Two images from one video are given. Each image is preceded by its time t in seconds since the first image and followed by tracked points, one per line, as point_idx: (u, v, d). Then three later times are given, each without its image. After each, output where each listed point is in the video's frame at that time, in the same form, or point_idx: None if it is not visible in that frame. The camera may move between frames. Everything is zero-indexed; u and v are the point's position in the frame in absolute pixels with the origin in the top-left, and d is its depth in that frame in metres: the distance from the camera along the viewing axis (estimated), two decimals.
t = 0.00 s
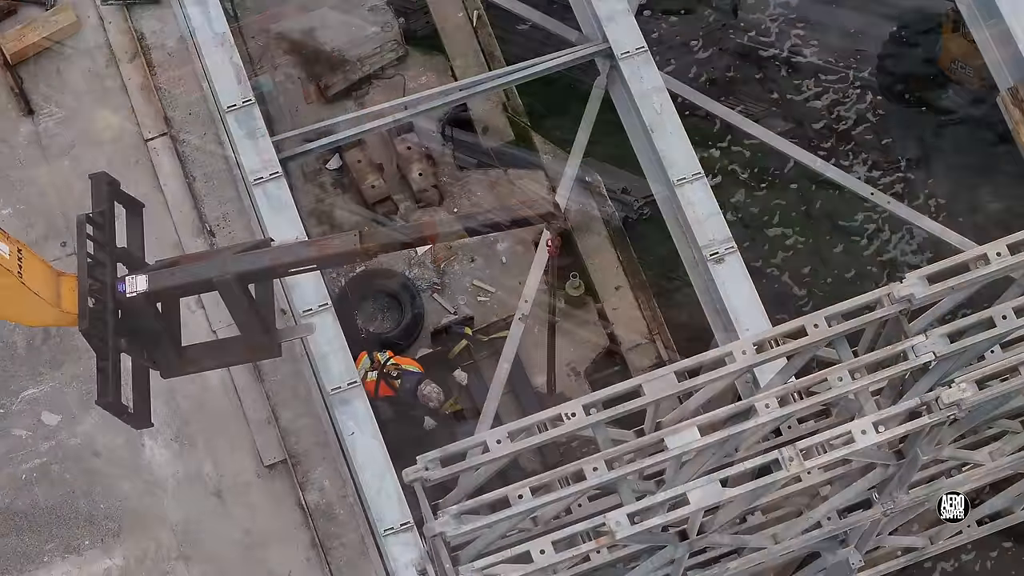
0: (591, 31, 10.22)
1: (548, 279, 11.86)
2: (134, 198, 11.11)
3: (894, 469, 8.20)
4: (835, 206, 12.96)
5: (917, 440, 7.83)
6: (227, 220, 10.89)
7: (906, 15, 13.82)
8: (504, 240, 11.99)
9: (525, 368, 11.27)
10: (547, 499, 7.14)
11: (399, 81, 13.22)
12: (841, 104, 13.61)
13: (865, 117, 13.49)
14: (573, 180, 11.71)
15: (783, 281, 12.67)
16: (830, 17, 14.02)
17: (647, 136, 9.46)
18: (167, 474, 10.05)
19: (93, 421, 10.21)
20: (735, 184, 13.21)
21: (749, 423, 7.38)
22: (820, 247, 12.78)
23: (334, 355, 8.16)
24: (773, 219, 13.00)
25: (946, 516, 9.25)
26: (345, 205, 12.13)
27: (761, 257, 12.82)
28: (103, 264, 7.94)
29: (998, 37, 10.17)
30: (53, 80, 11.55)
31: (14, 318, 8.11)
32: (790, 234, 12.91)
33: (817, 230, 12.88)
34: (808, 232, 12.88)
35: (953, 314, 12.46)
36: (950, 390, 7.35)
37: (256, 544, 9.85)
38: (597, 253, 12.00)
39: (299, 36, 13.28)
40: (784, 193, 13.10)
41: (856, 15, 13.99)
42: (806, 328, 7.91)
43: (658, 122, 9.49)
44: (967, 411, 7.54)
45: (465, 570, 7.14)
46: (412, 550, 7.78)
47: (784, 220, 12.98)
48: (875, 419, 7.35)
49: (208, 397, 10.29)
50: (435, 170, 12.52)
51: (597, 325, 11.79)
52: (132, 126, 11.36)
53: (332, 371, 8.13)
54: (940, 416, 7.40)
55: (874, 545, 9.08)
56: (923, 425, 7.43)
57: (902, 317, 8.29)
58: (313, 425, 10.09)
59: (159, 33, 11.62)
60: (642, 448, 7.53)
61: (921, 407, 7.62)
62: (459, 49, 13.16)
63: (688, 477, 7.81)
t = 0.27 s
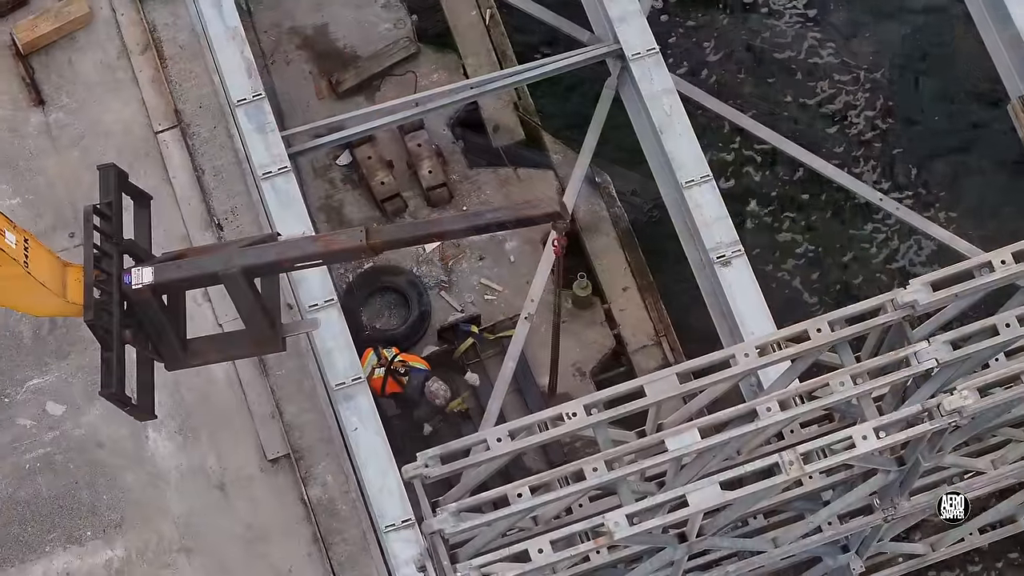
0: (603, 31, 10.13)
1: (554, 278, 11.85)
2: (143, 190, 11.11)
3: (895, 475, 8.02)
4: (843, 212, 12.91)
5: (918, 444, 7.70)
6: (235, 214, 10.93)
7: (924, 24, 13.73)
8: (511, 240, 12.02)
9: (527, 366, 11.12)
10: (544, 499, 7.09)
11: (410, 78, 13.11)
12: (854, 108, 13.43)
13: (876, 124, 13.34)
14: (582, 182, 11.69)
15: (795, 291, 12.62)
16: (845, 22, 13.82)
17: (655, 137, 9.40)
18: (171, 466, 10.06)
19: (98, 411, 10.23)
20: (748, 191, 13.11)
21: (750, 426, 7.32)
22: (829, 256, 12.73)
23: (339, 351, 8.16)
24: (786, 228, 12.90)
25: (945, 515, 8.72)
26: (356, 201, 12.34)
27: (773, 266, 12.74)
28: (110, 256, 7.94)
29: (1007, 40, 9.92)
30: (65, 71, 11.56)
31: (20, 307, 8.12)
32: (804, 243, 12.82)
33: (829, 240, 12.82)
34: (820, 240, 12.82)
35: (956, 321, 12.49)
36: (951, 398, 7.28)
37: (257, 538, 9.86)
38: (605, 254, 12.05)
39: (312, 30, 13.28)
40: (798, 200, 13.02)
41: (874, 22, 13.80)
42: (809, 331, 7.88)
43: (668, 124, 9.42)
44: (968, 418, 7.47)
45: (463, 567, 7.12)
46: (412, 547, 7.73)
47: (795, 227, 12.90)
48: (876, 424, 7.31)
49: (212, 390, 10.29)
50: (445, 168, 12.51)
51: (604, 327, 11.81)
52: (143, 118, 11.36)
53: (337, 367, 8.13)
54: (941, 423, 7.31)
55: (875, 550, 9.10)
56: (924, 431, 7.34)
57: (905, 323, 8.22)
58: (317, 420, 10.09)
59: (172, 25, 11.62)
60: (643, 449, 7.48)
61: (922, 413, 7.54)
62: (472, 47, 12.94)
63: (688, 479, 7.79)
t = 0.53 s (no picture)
0: (614, 31, 10.08)
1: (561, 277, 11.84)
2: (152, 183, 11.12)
3: (897, 479, 7.90)
4: (852, 217, 12.87)
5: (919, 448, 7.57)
6: (243, 208, 10.96)
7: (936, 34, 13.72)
8: (519, 239, 11.99)
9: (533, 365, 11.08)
10: (546, 497, 7.06)
11: (421, 76, 13.09)
12: (866, 114, 13.39)
13: (885, 128, 13.31)
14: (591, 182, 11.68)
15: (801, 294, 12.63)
16: (858, 33, 13.74)
17: (664, 139, 9.37)
18: (174, 459, 10.08)
19: (103, 403, 10.24)
20: (760, 194, 13.06)
21: (752, 427, 7.27)
22: (838, 262, 12.71)
23: (344, 346, 8.15)
24: (798, 237, 12.85)
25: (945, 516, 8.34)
26: (364, 197, 12.32)
27: (783, 273, 12.73)
28: (117, 248, 7.96)
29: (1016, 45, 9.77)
30: (76, 63, 11.56)
31: (26, 297, 8.13)
32: (815, 249, 12.77)
33: (840, 248, 12.77)
34: (831, 246, 12.77)
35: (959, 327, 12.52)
36: (954, 403, 7.19)
37: (260, 531, 9.87)
38: (612, 254, 12.05)
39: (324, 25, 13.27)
40: (810, 205, 12.97)
41: (886, 33, 13.73)
42: (813, 334, 7.78)
43: (678, 125, 9.38)
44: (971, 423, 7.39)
45: (463, 563, 7.05)
46: (414, 543, 7.74)
47: (804, 232, 12.86)
48: (879, 428, 7.25)
49: (217, 384, 10.30)
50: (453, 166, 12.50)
51: (609, 327, 11.75)
52: (153, 111, 11.37)
53: (342, 362, 8.12)
54: (943, 428, 7.23)
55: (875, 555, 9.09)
56: (926, 436, 7.27)
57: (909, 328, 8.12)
58: (321, 416, 10.11)
59: (183, 19, 11.65)
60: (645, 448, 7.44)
61: (925, 418, 7.46)
62: (483, 45, 13.21)
63: (689, 480, 7.69)
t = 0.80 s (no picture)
0: (625, 29, 10.04)
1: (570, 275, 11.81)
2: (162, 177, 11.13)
3: (903, 482, 7.81)
4: (863, 220, 12.83)
5: (925, 451, 7.49)
6: (253, 202, 10.98)
7: (949, 39, 13.62)
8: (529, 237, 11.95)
9: (541, 363, 11.06)
10: (551, 494, 7.04)
11: (432, 73, 13.06)
12: (881, 122, 13.31)
13: (900, 132, 13.22)
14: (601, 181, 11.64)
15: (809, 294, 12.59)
16: (871, 44, 13.70)
17: (675, 139, 9.32)
18: (181, 452, 10.09)
19: (110, 395, 10.26)
20: (772, 195, 13.03)
21: (758, 427, 7.23)
22: (848, 266, 12.64)
23: (352, 342, 8.14)
24: (809, 241, 12.79)
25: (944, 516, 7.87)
26: (374, 193, 12.31)
27: (795, 277, 12.66)
28: (127, 240, 7.97)
29: None
30: (88, 56, 11.59)
31: (35, 287, 8.15)
32: (826, 251, 12.72)
33: (852, 252, 12.69)
34: (842, 249, 12.71)
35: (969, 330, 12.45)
36: (960, 405, 7.09)
37: (265, 525, 9.87)
38: (621, 254, 12.03)
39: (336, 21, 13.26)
40: (823, 207, 12.92)
41: (899, 41, 13.67)
42: (820, 336, 7.73)
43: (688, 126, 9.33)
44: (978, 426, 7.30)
45: (468, 560, 7.08)
46: (420, 540, 7.72)
47: (815, 234, 12.80)
48: (885, 430, 7.18)
49: (225, 378, 10.31)
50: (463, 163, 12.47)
51: (616, 326, 11.70)
52: (163, 104, 11.38)
53: (350, 358, 8.11)
54: (950, 430, 7.13)
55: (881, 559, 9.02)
56: (932, 439, 7.19)
57: (917, 330, 7.95)
58: (327, 411, 10.11)
59: (196, 13, 11.67)
60: (650, 448, 7.40)
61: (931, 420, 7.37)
62: (495, 42, 13.20)
63: (695, 480, 7.63)
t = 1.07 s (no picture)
0: (638, 29, 9.99)
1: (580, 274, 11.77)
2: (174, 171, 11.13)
3: (913, 484, 7.73)
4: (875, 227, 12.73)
5: (935, 453, 7.43)
6: (265, 198, 10.98)
7: (963, 46, 13.56)
8: (539, 236, 11.92)
9: (551, 362, 11.02)
10: (559, 493, 6.99)
11: (445, 71, 13.03)
12: (894, 132, 13.20)
13: (915, 143, 13.12)
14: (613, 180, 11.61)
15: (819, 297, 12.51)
16: (884, 51, 13.58)
17: (686, 137, 9.25)
18: (189, 447, 10.09)
19: (120, 389, 10.27)
20: (785, 200, 12.94)
21: (768, 427, 7.18)
22: (860, 270, 12.55)
23: (363, 339, 8.11)
24: (820, 244, 12.70)
25: (944, 516, 7.77)
26: (385, 190, 12.29)
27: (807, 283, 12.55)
28: (138, 235, 7.98)
29: None
30: (101, 50, 11.60)
31: (46, 281, 8.16)
32: (838, 256, 12.63)
33: (864, 256, 12.61)
34: (853, 253, 12.63)
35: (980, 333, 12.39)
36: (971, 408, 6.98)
37: (272, 521, 9.87)
38: (631, 255, 11.99)
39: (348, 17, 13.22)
40: (835, 214, 12.83)
41: (913, 49, 13.57)
42: (831, 337, 7.68)
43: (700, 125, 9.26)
44: (989, 429, 7.21)
45: (476, 557, 6.98)
46: (428, 537, 7.71)
47: (827, 239, 12.72)
48: (894, 432, 7.09)
49: (234, 374, 10.30)
50: (476, 160, 12.44)
51: (626, 326, 11.64)
52: (176, 99, 11.38)
53: (360, 354, 8.08)
54: (960, 433, 7.06)
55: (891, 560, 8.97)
56: (942, 442, 7.09)
57: (928, 333, 7.88)
58: (337, 407, 10.13)
59: (209, 8, 11.67)
60: (660, 447, 7.36)
61: (942, 422, 7.27)
62: (508, 41, 13.16)
63: (704, 480, 7.58)
